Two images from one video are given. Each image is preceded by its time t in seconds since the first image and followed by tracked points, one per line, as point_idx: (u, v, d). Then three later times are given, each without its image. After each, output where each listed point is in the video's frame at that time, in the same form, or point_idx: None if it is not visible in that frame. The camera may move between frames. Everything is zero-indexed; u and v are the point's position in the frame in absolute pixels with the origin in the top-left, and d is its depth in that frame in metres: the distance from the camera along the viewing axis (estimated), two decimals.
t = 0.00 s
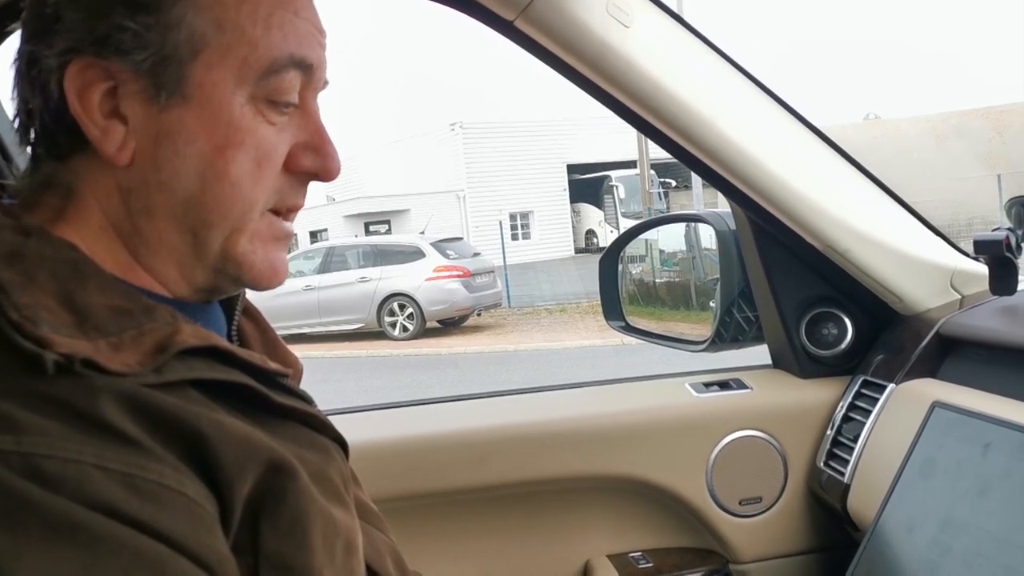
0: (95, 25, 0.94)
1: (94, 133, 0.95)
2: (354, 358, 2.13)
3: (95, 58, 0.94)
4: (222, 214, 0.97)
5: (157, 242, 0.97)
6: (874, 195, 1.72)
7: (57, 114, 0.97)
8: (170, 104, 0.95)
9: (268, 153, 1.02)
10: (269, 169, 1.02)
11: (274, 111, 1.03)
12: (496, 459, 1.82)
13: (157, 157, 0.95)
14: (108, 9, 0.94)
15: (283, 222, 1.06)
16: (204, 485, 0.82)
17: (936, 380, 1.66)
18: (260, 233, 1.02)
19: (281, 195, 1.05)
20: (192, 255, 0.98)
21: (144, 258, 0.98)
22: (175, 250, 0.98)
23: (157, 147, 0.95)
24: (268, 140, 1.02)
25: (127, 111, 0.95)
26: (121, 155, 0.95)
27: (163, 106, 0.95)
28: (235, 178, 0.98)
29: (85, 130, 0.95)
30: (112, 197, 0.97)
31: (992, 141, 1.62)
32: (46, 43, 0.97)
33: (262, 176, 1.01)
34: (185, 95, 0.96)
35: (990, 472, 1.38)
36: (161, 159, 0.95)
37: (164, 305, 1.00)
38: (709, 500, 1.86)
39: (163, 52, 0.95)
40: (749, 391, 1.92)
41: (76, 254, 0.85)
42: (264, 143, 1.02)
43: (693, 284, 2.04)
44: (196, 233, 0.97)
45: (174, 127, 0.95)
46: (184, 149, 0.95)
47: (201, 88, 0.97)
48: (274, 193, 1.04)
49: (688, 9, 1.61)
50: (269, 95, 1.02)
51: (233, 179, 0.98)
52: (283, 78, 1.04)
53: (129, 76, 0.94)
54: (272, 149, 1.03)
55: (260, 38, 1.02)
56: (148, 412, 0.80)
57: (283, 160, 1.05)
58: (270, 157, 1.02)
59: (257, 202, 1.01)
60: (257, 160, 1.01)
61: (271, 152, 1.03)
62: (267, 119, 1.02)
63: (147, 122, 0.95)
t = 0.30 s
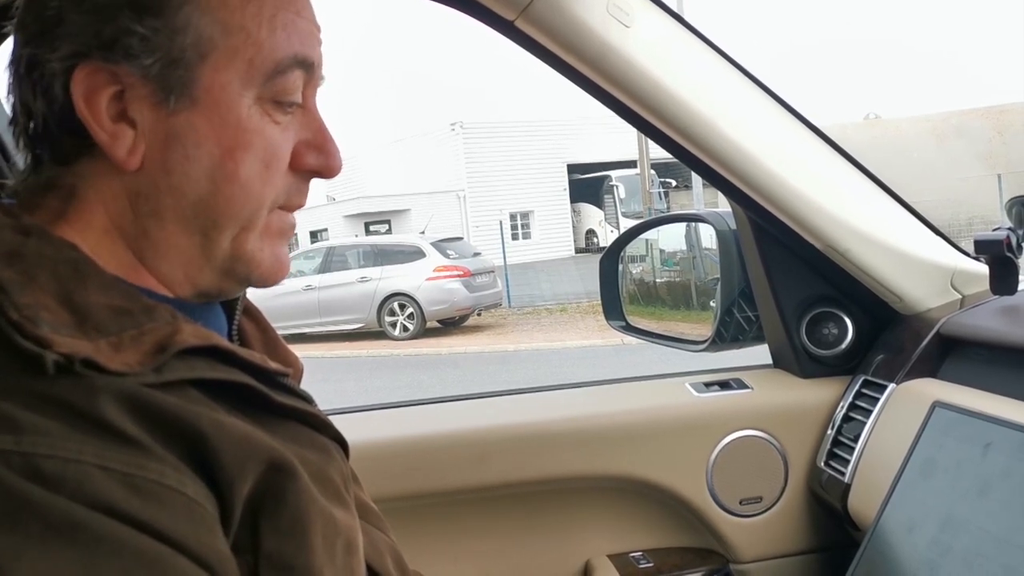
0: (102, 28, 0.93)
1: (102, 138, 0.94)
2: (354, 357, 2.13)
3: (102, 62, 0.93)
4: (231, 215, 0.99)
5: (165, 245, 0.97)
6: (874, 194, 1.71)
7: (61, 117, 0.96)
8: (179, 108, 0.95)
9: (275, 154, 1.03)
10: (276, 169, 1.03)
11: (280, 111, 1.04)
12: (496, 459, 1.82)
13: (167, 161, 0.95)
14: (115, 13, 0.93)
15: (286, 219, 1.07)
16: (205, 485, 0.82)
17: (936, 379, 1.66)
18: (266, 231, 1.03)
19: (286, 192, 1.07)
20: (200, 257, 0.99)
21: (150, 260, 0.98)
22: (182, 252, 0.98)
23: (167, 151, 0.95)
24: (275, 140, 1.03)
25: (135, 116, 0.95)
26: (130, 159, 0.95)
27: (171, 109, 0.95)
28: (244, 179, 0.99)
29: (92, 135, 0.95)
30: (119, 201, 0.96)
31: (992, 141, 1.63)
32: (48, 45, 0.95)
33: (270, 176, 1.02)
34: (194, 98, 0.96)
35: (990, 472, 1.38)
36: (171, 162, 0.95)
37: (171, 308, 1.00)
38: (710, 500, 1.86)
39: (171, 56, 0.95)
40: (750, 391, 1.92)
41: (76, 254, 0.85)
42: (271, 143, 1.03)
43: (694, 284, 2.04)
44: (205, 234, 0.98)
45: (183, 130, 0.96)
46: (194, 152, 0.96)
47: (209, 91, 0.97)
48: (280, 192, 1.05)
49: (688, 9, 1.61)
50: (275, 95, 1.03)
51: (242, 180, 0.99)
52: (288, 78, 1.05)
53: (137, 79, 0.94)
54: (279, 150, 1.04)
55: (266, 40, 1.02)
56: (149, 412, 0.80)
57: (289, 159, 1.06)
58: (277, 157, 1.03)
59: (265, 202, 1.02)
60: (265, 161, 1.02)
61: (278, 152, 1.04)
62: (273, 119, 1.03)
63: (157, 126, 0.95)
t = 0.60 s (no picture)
0: (107, 31, 0.92)
1: (108, 141, 0.94)
2: (354, 357, 2.13)
3: (108, 65, 0.93)
4: (234, 219, 0.99)
5: (167, 248, 0.97)
6: (875, 195, 1.72)
7: (64, 119, 0.95)
8: (184, 112, 0.95)
9: (278, 158, 1.03)
10: (279, 173, 1.03)
11: (284, 115, 1.04)
12: (496, 459, 1.81)
13: (172, 164, 0.95)
14: (120, 16, 0.92)
15: (283, 226, 1.07)
16: (207, 480, 0.82)
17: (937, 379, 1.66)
18: (266, 237, 1.03)
19: (287, 195, 1.07)
20: (201, 261, 0.99)
21: (152, 263, 0.97)
22: (184, 256, 0.98)
23: (172, 154, 0.95)
24: (278, 144, 1.03)
25: (141, 119, 0.94)
26: (135, 162, 0.94)
27: (177, 113, 0.95)
28: (248, 183, 0.99)
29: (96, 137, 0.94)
30: (123, 203, 0.96)
31: (992, 140, 1.63)
32: (51, 47, 0.95)
33: (272, 180, 1.02)
34: (199, 102, 0.96)
35: (990, 472, 1.38)
36: (176, 166, 0.95)
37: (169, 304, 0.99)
38: (710, 500, 1.86)
39: (177, 60, 0.95)
40: (750, 391, 1.92)
41: (78, 251, 0.84)
42: (275, 147, 1.03)
43: (694, 284, 2.04)
44: (207, 237, 0.98)
45: (189, 134, 0.96)
46: (199, 156, 0.96)
47: (214, 95, 0.97)
48: (281, 197, 1.05)
49: (688, 9, 1.61)
50: (279, 99, 1.03)
51: (245, 184, 0.99)
52: (293, 81, 1.05)
53: (143, 83, 0.94)
54: (282, 154, 1.04)
55: (270, 44, 1.02)
56: (152, 408, 0.80)
57: (291, 162, 1.06)
58: (280, 161, 1.03)
59: (266, 207, 1.02)
60: (268, 165, 1.02)
61: (280, 156, 1.04)
62: (277, 123, 1.03)
63: (162, 129, 0.95)
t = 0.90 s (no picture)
0: (104, 40, 0.90)
1: (116, 150, 0.93)
2: (353, 357, 2.13)
3: (108, 74, 0.91)
4: (249, 213, 1.00)
5: (182, 249, 0.98)
6: (875, 194, 1.72)
7: (68, 132, 0.92)
8: (189, 112, 0.95)
9: (284, 147, 1.05)
10: (285, 162, 1.05)
11: (284, 101, 1.05)
12: (495, 459, 1.81)
13: (182, 167, 0.95)
14: (114, 22, 0.90)
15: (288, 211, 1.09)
16: (208, 479, 0.82)
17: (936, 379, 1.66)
18: (278, 227, 1.05)
19: (294, 181, 1.09)
20: (216, 257, 1.00)
21: (164, 263, 0.98)
22: (199, 254, 0.99)
23: (182, 157, 0.95)
24: (282, 133, 1.04)
25: (147, 124, 0.94)
26: (146, 169, 0.94)
27: (182, 115, 0.95)
28: (258, 176, 1.00)
29: (102, 147, 0.93)
30: (134, 210, 0.95)
31: (992, 138, 1.63)
32: (46, 59, 0.91)
33: (280, 169, 1.04)
34: (202, 101, 0.96)
35: (990, 471, 1.38)
36: (187, 168, 0.96)
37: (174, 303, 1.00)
38: (710, 500, 1.86)
39: (177, 60, 0.94)
40: (750, 391, 1.92)
41: (77, 249, 0.84)
42: (279, 136, 1.04)
43: (693, 284, 2.04)
44: (223, 234, 0.99)
45: (197, 134, 0.96)
46: (209, 155, 0.97)
47: (217, 91, 0.97)
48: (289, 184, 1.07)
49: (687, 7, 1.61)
50: (278, 87, 1.04)
51: (256, 177, 1.00)
52: (289, 68, 1.06)
53: (146, 87, 0.93)
54: (286, 143, 1.05)
55: (265, 35, 1.02)
56: (154, 407, 0.80)
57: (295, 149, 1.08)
58: (285, 150, 1.05)
59: (276, 197, 1.04)
60: (275, 155, 1.03)
61: (285, 145, 1.05)
62: (278, 111, 1.04)
63: (169, 133, 0.95)
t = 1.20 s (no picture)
0: (71, 46, 0.90)
1: (96, 157, 0.93)
2: (352, 356, 2.12)
3: (79, 82, 0.91)
4: (242, 204, 1.01)
5: (177, 244, 0.99)
6: (874, 194, 1.72)
7: (45, 140, 0.93)
8: (167, 112, 0.95)
9: (268, 132, 1.05)
10: (271, 146, 1.06)
11: (263, 87, 1.05)
12: (494, 458, 1.82)
13: (166, 168, 0.96)
14: (80, 27, 0.90)
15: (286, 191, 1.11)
16: (200, 484, 0.82)
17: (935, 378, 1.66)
18: (274, 210, 1.06)
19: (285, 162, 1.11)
20: (211, 247, 1.01)
21: (157, 260, 0.99)
22: (193, 247, 1.00)
23: (165, 158, 0.95)
24: (265, 120, 1.05)
25: (125, 127, 0.94)
26: (129, 173, 0.94)
27: (160, 115, 0.95)
28: (247, 167, 1.01)
29: (83, 155, 0.93)
30: (122, 214, 0.96)
31: (990, 138, 1.62)
32: (11, 71, 0.90)
33: (267, 155, 1.05)
34: (179, 99, 0.96)
35: (988, 470, 1.38)
36: (171, 169, 0.96)
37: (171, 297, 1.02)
38: (709, 499, 1.86)
39: (148, 60, 0.94)
40: (748, 390, 1.91)
41: (65, 251, 0.84)
42: (263, 123, 1.04)
43: (693, 283, 2.04)
44: (217, 227, 1.00)
45: (178, 133, 0.96)
46: (193, 153, 0.97)
47: (193, 87, 0.97)
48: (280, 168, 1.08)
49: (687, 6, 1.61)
50: (254, 74, 1.04)
51: (245, 168, 1.01)
52: (264, 53, 1.06)
53: (120, 91, 0.93)
54: (270, 129, 1.06)
55: (239, 25, 1.02)
56: (146, 412, 0.80)
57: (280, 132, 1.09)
58: (270, 135, 1.06)
59: (269, 183, 1.05)
60: (260, 142, 1.03)
61: (270, 130, 1.06)
62: (258, 98, 1.04)
63: (149, 135, 0.95)
